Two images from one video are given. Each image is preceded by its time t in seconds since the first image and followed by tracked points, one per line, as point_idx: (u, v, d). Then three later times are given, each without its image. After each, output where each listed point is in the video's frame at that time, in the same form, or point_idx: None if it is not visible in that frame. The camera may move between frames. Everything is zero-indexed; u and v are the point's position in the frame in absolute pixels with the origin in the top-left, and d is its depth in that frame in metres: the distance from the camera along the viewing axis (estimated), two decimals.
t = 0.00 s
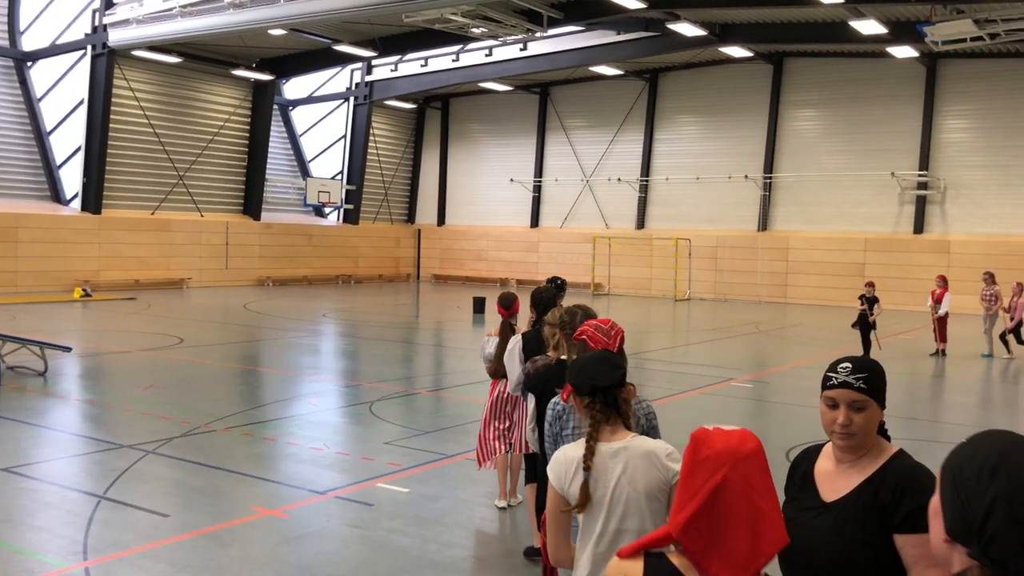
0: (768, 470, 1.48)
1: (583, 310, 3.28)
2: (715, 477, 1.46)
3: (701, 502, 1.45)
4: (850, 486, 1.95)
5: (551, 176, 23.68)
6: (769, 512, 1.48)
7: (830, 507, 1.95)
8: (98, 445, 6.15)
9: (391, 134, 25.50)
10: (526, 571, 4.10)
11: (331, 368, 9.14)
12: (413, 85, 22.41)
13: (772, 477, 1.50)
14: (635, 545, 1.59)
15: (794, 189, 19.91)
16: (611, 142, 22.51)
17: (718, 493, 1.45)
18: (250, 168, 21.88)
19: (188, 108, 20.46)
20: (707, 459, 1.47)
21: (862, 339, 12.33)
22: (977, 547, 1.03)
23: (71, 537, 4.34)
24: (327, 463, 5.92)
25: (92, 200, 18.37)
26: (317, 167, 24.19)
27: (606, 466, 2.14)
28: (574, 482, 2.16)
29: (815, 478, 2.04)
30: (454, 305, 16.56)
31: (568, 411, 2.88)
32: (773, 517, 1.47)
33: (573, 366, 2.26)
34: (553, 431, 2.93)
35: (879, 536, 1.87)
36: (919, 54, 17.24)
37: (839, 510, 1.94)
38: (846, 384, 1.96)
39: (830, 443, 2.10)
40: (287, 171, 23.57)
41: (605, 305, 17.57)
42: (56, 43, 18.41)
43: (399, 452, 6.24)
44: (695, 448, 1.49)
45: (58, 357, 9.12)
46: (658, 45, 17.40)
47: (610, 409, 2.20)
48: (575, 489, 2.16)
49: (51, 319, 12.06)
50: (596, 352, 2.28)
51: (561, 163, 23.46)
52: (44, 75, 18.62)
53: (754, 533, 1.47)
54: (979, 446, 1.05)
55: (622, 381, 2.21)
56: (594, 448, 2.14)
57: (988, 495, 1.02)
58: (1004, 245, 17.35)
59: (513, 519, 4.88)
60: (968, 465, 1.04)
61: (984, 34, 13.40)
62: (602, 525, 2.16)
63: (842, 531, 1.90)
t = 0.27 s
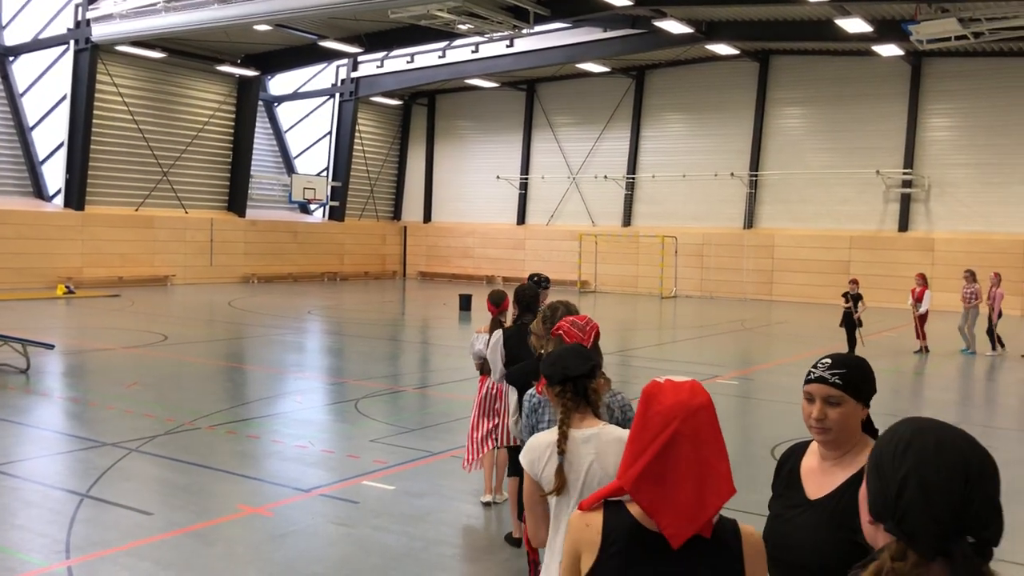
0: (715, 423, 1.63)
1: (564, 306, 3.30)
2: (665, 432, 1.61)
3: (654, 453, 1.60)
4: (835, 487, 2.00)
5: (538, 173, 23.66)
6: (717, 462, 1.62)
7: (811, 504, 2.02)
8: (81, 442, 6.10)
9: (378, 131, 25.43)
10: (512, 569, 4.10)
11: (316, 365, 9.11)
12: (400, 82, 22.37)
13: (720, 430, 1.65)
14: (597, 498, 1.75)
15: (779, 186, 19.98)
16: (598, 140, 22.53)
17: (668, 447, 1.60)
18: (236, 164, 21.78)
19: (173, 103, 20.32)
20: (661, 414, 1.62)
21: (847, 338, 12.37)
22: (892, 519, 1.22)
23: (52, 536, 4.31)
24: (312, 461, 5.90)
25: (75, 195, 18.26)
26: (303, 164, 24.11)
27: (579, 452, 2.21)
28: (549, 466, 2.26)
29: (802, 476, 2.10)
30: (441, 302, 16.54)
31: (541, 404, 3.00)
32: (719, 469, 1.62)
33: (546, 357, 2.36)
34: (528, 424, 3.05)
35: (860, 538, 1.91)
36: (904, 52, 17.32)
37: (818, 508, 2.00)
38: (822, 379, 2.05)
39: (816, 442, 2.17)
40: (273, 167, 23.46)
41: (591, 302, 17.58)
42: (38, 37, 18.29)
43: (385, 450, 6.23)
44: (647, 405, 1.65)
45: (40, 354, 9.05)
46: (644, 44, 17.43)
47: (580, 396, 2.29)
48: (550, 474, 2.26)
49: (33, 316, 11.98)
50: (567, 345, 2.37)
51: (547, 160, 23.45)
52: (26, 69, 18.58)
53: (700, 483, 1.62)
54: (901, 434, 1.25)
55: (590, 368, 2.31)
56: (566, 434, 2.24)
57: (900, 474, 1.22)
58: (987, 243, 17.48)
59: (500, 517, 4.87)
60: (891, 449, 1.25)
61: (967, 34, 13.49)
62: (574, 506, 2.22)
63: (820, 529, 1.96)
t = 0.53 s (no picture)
0: (651, 418, 1.61)
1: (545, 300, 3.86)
2: (601, 427, 1.60)
3: (590, 451, 1.59)
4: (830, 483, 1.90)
5: (529, 170, 23.67)
6: (652, 454, 1.61)
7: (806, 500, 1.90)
8: (72, 440, 6.09)
9: (369, 127, 25.40)
10: (503, 565, 4.11)
11: (308, 362, 9.12)
12: (391, 79, 22.33)
13: (658, 422, 1.64)
14: (541, 493, 1.76)
15: (770, 183, 20.03)
16: (589, 137, 22.55)
17: (603, 441, 1.59)
18: (227, 161, 21.72)
19: (164, 99, 20.26)
20: (597, 407, 1.61)
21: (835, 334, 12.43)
22: (820, 508, 1.37)
23: (43, 534, 4.30)
24: (304, 458, 5.90)
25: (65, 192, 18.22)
26: (294, 160, 24.06)
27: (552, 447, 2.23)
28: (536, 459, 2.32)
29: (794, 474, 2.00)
30: (433, 299, 16.55)
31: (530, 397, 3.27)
32: (653, 461, 1.61)
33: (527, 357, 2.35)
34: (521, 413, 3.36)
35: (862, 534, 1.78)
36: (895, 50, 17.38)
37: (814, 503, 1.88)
38: (803, 375, 2.05)
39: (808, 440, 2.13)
40: (264, 164, 23.39)
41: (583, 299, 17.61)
42: (28, 33, 18.22)
43: (376, 447, 6.23)
44: (586, 400, 1.63)
45: (31, 351, 9.04)
46: (636, 41, 17.45)
47: (561, 394, 2.29)
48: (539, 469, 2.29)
49: (23, 313, 11.95)
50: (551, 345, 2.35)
51: (539, 157, 23.47)
52: (15, 65, 18.49)
53: (635, 477, 1.61)
54: (834, 428, 1.39)
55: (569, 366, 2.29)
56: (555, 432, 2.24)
57: (828, 465, 1.36)
58: (976, 240, 17.57)
59: (490, 513, 4.88)
60: (823, 441, 1.39)
61: (956, 32, 13.55)
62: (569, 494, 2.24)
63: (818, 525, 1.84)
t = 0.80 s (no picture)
0: (603, 399, 1.67)
1: (563, 296, 3.71)
2: (556, 403, 1.67)
3: (541, 425, 1.67)
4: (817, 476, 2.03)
5: (524, 167, 23.65)
6: (605, 433, 1.67)
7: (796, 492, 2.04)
8: (65, 437, 6.08)
9: (363, 124, 25.35)
10: (496, 560, 4.12)
11: (302, 359, 9.10)
12: (385, 76, 22.29)
13: (614, 404, 1.70)
14: (507, 473, 1.84)
15: (764, 181, 20.05)
16: (584, 134, 22.53)
17: (558, 417, 1.66)
18: (221, 158, 21.65)
19: (158, 96, 20.18)
20: (553, 388, 1.69)
21: (828, 331, 12.47)
22: (764, 489, 1.47)
23: (36, 531, 4.31)
24: (298, 455, 5.89)
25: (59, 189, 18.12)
26: (287, 158, 24.01)
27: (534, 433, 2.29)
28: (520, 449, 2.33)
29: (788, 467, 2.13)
30: (427, 296, 16.54)
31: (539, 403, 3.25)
32: (605, 439, 1.67)
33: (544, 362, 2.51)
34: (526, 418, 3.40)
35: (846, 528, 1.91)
36: (889, 47, 17.41)
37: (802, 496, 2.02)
38: (793, 368, 2.14)
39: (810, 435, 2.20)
40: (258, 161, 23.33)
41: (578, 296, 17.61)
42: (20, 29, 18.13)
43: (371, 443, 6.23)
44: (545, 381, 1.72)
45: (23, 349, 8.99)
46: (632, 37, 17.43)
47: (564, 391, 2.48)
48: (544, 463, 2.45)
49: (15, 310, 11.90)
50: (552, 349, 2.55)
51: (534, 154, 23.45)
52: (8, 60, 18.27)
53: (585, 453, 1.67)
54: (778, 418, 1.51)
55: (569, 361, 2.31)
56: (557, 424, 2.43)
57: (773, 449, 1.48)
58: (969, 237, 17.63)
59: (484, 509, 4.89)
60: (770, 428, 1.51)
61: (950, 30, 13.58)
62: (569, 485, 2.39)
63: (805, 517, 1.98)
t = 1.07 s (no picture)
0: (597, 379, 1.75)
1: (553, 289, 3.69)
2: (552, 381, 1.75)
3: (538, 398, 1.74)
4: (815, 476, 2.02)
5: (519, 164, 23.65)
6: (596, 413, 1.75)
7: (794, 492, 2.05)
8: (59, 435, 6.06)
9: (358, 122, 25.32)
10: (492, 557, 4.13)
11: (297, 356, 9.09)
12: (380, 73, 22.26)
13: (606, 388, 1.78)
14: (502, 454, 1.90)
15: (759, 178, 20.08)
16: (579, 130, 22.53)
17: (553, 394, 1.74)
18: (215, 155, 21.60)
19: (151, 93, 20.13)
20: (551, 368, 1.78)
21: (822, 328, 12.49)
22: (724, 499, 1.57)
23: (31, 528, 4.29)
24: (294, 452, 5.89)
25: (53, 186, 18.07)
26: (282, 155, 23.97)
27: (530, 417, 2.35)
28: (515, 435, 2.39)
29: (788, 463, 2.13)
30: (422, 293, 16.53)
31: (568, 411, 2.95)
32: (595, 417, 1.74)
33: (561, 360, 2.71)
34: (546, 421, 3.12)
35: (842, 529, 1.94)
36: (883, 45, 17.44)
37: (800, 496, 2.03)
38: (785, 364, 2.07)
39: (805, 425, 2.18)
40: (252, 158, 23.28)
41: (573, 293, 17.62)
42: (14, 26, 18.08)
43: (367, 441, 6.23)
44: (545, 363, 1.80)
45: (17, 346, 8.98)
46: (627, 34, 17.44)
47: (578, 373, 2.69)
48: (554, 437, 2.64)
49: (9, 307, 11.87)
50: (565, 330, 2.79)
51: (529, 151, 23.45)
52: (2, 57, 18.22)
53: (577, 430, 1.74)
54: (737, 436, 1.61)
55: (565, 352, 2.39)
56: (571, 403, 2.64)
57: (734, 464, 1.58)
58: (963, 234, 17.66)
59: (480, 506, 4.89)
60: (730, 446, 1.61)
61: (943, 27, 13.61)
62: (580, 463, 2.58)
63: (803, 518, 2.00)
